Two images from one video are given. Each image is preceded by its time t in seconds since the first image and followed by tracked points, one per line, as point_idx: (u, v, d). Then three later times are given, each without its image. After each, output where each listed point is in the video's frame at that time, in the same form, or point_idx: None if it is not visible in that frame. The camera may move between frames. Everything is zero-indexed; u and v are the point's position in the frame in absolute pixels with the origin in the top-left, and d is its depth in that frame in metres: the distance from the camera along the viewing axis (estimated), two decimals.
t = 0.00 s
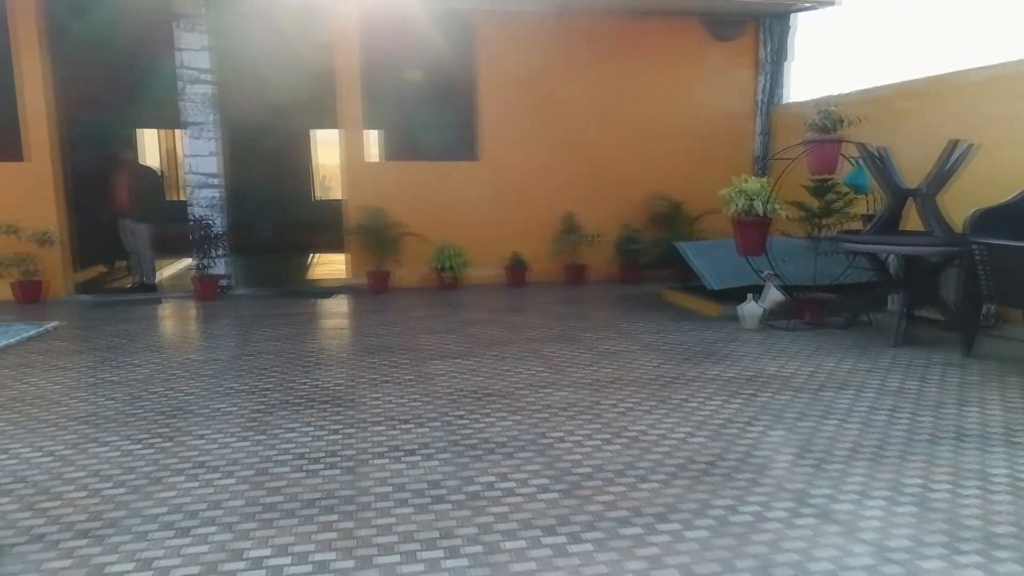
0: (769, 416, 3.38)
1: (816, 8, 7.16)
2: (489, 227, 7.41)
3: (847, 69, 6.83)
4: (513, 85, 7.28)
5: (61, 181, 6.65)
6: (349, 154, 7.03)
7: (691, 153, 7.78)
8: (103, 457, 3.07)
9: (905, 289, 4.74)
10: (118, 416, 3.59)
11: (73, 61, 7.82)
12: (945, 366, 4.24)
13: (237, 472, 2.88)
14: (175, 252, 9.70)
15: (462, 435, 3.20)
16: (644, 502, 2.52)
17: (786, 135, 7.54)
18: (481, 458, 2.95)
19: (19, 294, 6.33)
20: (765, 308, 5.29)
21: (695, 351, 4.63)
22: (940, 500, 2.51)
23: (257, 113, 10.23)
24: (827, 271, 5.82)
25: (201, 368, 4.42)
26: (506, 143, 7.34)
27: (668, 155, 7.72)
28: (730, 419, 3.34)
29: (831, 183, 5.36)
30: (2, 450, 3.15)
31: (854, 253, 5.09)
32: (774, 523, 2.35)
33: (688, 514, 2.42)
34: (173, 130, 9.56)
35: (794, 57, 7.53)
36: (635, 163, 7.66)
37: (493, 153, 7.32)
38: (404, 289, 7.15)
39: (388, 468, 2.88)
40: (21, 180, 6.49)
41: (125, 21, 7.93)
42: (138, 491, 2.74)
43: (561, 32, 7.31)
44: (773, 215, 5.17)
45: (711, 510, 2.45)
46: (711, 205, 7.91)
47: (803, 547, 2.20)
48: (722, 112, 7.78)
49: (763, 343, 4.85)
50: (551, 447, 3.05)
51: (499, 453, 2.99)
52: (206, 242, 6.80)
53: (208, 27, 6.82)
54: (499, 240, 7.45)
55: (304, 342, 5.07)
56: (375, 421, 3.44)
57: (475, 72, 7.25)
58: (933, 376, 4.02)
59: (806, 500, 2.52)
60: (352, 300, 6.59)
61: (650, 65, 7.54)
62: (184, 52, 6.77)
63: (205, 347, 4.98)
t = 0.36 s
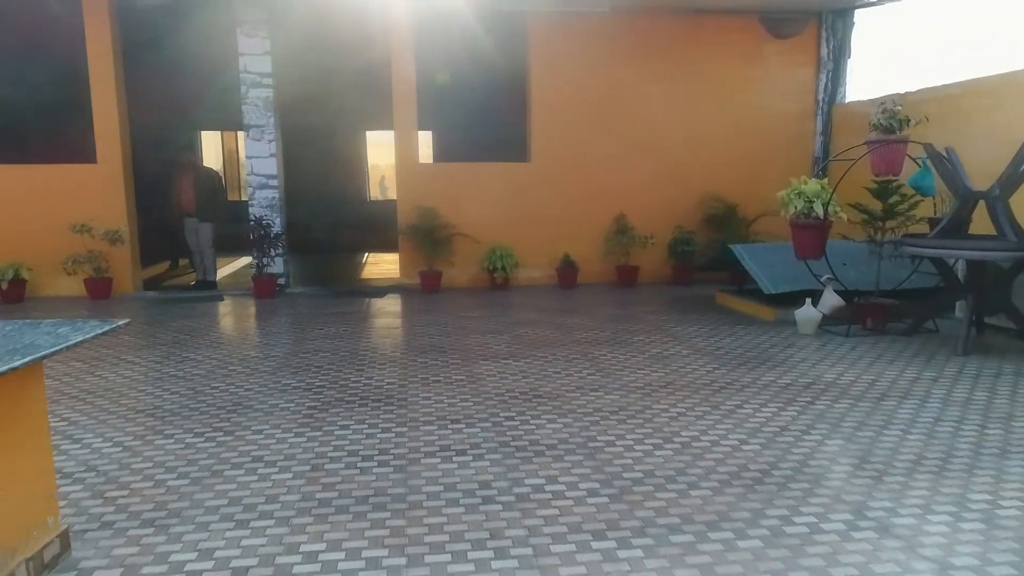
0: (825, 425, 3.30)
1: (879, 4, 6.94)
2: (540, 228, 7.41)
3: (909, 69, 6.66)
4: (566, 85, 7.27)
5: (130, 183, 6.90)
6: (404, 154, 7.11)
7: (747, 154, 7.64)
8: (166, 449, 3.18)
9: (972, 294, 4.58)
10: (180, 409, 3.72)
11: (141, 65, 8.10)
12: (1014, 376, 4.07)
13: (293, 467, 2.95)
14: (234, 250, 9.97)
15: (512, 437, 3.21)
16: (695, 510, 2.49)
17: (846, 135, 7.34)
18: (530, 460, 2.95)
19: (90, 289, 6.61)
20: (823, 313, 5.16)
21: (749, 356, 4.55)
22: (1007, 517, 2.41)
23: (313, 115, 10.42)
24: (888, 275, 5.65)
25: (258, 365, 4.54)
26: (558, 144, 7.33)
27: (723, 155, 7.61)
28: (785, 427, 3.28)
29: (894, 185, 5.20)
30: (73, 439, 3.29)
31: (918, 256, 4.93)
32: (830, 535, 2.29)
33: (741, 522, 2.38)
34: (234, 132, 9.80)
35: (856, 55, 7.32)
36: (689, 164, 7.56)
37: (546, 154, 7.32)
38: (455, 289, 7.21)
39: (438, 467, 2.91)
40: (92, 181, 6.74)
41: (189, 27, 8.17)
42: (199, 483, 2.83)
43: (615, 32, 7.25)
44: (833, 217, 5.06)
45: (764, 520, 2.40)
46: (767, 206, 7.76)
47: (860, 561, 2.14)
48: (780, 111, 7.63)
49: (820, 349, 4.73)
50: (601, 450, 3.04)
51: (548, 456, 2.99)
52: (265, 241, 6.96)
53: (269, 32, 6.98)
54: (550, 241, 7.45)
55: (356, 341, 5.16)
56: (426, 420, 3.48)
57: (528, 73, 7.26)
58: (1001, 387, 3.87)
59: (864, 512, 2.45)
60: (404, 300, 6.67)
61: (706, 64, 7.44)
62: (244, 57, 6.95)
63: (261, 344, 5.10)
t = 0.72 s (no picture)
0: (888, 434, 3.20)
1: None
2: (593, 229, 7.38)
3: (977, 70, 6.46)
4: (620, 85, 7.22)
5: (195, 183, 7.13)
6: (457, 155, 7.17)
7: (807, 154, 7.46)
8: (228, 441, 3.28)
9: None
10: (240, 404, 3.83)
11: (206, 68, 8.36)
12: None
13: (347, 463, 3.01)
14: (292, 249, 10.21)
15: (563, 439, 3.21)
16: (749, 518, 2.44)
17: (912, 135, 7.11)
18: (581, 463, 2.94)
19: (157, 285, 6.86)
20: (886, 318, 5.00)
21: (807, 361, 4.44)
22: None
23: (369, 116, 10.59)
24: (957, 281, 5.45)
25: (314, 362, 4.64)
26: (612, 144, 7.28)
27: (782, 156, 7.44)
28: (844, 436, 3.19)
29: (963, 187, 4.99)
30: (140, 430, 3.42)
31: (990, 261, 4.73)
32: (891, 550, 2.22)
33: (797, 533, 2.33)
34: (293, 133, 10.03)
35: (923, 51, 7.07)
36: (746, 164, 7.43)
37: (600, 154, 7.29)
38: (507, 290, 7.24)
39: (489, 467, 2.93)
40: (160, 182, 6.99)
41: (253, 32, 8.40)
42: (258, 476, 2.91)
43: (670, 31, 7.18)
44: (898, 220, 4.89)
45: (822, 531, 2.34)
46: (828, 208, 7.56)
47: None
48: (842, 110, 7.42)
49: (882, 356, 4.59)
50: (653, 455, 3.01)
51: (599, 459, 2.98)
52: (323, 241, 7.16)
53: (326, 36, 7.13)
54: (603, 242, 7.41)
55: (409, 340, 5.23)
56: (477, 420, 3.51)
57: (582, 73, 7.24)
58: None
59: (929, 527, 2.37)
60: (456, 299, 6.73)
61: (764, 62, 7.29)
62: (304, 60, 7.11)
63: (318, 341, 5.21)
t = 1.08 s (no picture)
0: (954, 446, 3.09)
1: None
2: (646, 230, 7.32)
3: None
4: (676, 84, 7.14)
5: (257, 183, 7.33)
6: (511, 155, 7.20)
7: (871, 154, 7.25)
8: (287, 436, 3.36)
9: None
10: (298, 399, 3.92)
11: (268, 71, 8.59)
12: None
13: (401, 460, 3.06)
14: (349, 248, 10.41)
15: (615, 443, 3.19)
16: (807, 528, 2.40)
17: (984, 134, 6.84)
18: (633, 467, 2.93)
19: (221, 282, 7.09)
20: (954, 325, 4.83)
21: (869, 369, 4.32)
22: None
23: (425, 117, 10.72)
24: None
25: (369, 360, 4.73)
26: (668, 145, 7.22)
27: (844, 156, 7.25)
28: (908, 447, 3.09)
29: None
30: (203, 423, 3.54)
31: None
32: (958, 566, 2.15)
33: (857, 546, 2.28)
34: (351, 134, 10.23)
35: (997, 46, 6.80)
36: (806, 164, 7.26)
37: (655, 155, 7.23)
38: (559, 291, 7.24)
39: (540, 469, 2.94)
40: (225, 183, 7.21)
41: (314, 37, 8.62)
42: (315, 470, 2.98)
43: (729, 29, 7.06)
44: (967, 223, 4.72)
45: (883, 545, 2.28)
46: (893, 210, 7.33)
47: None
48: (909, 109, 7.19)
49: (949, 364, 4.43)
50: (706, 461, 2.97)
51: (652, 463, 2.96)
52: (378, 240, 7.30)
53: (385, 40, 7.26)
54: (656, 244, 7.34)
55: (462, 339, 5.28)
56: (529, 421, 3.52)
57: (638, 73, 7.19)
58: None
59: (998, 544, 2.28)
60: (508, 299, 6.77)
61: (826, 60, 7.11)
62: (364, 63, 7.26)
63: (373, 339, 5.30)
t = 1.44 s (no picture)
0: None
1: None
2: (707, 232, 7.20)
3: None
4: (740, 84, 7.01)
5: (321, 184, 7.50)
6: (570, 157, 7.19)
7: (945, 154, 6.97)
8: (347, 433, 3.43)
9: None
10: (359, 397, 3.99)
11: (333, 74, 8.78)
12: None
13: (459, 460, 3.09)
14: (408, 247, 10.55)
15: (674, 449, 3.15)
16: (875, 544, 2.32)
17: None
18: (691, 475, 2.88)
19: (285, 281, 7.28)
20: None
21: (943, 379, 4.15)
22: None
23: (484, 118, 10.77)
24: None
25: (427, 359, 4.78)
26: (730, 146, 7.09)
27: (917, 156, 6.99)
28: (985, 463, 2.96)
29: None
30: (268, 419, 3.64)
31: None
32: None
33: (929, 565, 2.19)
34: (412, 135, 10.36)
35: None
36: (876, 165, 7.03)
37: (717, 156, 7.10)
38: (618, 293, 7.19)
39: (597, 473, 2.92)
40: (290, 184, 7.39)
41: (375, 41, 8.76)
42: (374, 468, 3.03)
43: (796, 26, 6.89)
44: None
45: (957, 565, 2.19)
46: (969, 212, 7.03)
47: None
48: (988, 107, 6.88)
49: None
50: (768, 471, 2.91)
51: (711, 471, 2.91)
52: (437, 240, 7.32)
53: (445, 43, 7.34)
54: (718, 246, 7.21)
55: (519, 340, 5.29)
56: (586, 424, 3.50)
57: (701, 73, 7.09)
58: None
59: None
60: (566, 301, 6.75)
61: (899, 56, 6.87)
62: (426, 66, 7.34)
63: (431, 339, 5.36)
